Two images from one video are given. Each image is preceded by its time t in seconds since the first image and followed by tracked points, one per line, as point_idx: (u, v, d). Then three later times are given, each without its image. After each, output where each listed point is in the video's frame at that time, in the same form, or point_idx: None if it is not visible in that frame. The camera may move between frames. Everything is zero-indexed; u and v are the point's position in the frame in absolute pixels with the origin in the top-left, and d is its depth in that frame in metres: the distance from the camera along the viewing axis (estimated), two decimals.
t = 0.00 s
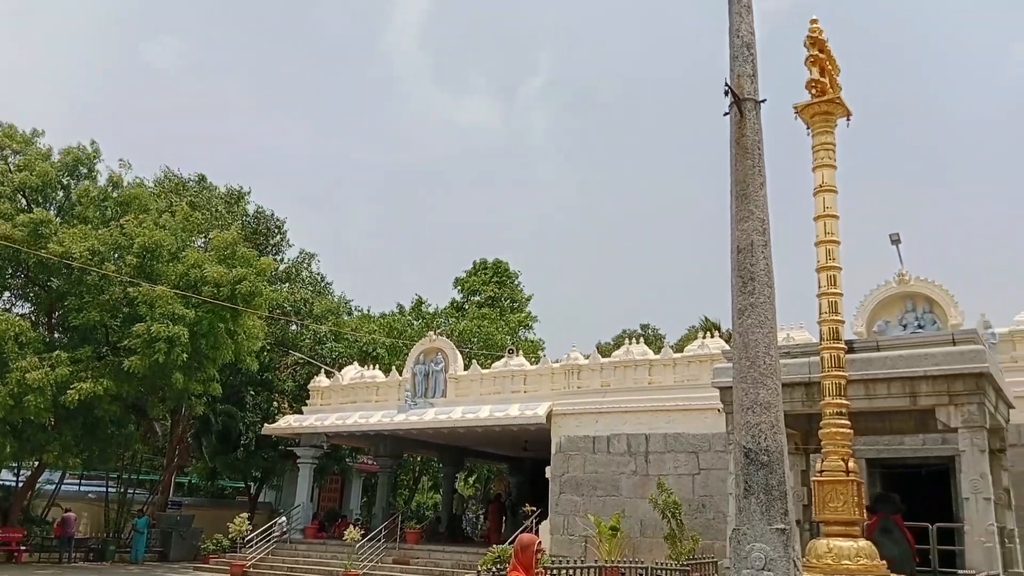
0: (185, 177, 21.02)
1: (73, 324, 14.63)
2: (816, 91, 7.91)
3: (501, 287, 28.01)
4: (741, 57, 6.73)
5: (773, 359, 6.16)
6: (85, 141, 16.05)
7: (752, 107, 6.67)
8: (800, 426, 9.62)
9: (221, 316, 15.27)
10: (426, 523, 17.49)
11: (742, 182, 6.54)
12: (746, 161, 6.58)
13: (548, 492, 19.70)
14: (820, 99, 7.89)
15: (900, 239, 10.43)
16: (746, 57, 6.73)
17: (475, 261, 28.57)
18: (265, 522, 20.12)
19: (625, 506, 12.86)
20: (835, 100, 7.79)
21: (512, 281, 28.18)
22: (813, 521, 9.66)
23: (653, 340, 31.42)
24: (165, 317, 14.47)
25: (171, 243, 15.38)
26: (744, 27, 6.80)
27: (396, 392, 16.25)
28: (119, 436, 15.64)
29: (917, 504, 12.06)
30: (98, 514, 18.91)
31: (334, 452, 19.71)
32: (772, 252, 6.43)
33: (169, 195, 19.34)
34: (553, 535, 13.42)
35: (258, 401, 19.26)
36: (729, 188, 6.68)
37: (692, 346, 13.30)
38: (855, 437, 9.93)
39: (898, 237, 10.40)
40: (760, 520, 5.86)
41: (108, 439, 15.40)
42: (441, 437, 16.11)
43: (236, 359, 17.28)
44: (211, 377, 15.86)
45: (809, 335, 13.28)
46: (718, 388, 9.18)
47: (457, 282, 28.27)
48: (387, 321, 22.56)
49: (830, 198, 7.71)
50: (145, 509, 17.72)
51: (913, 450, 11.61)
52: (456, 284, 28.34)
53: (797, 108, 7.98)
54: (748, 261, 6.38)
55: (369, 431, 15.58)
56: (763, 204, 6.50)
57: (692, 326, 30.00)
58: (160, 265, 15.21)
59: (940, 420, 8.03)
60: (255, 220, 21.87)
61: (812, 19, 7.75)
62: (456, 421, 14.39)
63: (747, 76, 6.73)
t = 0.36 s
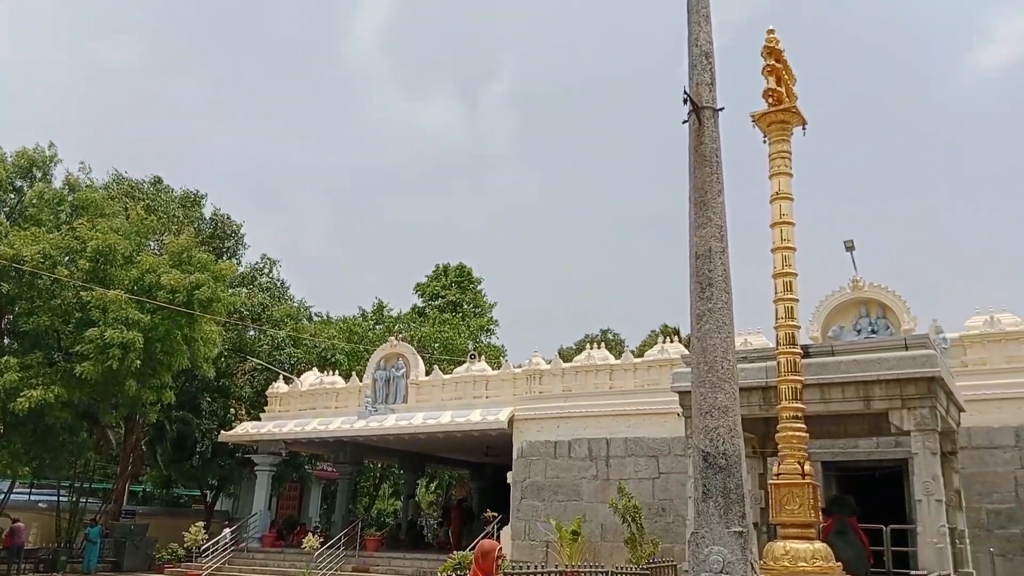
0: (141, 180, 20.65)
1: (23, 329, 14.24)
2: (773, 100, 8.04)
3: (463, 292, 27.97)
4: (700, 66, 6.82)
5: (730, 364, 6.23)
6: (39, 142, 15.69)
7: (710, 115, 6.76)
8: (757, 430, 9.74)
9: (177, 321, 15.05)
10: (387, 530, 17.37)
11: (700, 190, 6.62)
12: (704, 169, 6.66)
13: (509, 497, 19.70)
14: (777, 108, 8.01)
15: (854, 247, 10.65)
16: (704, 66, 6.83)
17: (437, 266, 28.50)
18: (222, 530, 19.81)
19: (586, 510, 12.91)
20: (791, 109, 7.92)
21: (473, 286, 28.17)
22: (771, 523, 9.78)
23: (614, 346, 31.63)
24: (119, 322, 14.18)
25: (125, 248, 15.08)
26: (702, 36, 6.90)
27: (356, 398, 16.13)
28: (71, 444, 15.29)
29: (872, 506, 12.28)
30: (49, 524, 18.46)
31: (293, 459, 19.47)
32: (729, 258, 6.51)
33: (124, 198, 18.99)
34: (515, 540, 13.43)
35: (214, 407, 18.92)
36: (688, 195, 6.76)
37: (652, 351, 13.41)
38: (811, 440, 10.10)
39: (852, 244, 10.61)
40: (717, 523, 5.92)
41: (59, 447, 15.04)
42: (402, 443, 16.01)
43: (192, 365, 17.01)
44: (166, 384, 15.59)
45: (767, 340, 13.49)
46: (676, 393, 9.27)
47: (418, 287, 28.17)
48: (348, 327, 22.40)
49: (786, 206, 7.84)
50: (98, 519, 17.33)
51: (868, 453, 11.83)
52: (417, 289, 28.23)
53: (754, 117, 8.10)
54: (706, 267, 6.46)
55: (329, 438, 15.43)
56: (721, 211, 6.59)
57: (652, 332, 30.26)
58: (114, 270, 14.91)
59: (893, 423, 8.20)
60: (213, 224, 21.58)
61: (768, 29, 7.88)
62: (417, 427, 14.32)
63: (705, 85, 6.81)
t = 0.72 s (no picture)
0: (87, 174, 20.10)
1: None
2: (726, 107, 8.15)
3: (417, 293, 27.84)
4: (655, 71, 6.90)
5: (681, 366, 6.29)
6: None
7: (665, 120, 6.84)
8: (706, 431, 9.89)
9: (123, 320, 14.68)
10: (337, 533, 17.18)
11: (654, 194, 6.69)
12: (658, 173, 6.73)
13: (461, 499, 19.68)
14: (729, 115, 8.14)
15: (803, 253, 10.87)
16: (659, 71, 6.90)
17: (390, 266, 28.32)
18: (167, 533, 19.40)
19: (538, 511, 12.95)
20: (744, 116, 8.05)
21: (427, 287, 28.06)
22: (719, 523, 9.98)
23: (568, 347, 31.82)
24: (62, 319, 13.81)
25: (70, 244, 14.68)
26: (658, 41, 6.98)
27: (307, 398, 15.95)
28: (9, 444, 14.84)
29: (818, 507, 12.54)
30: None
31: (242, 461, 19.15)
32: (682, 262, 6.58)
33: (69, 192, 18.48)
34: (467, 542, 13.42)
35: (162, 408, 18.60)
36: (642, 199, 6.82)
37: (606, 353, 13.51)
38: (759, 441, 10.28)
39: (801, 249, 10.82)
40: (667, 523, 5.96)
41: None
42: (354, 444, 15.86)
43: (138, 364, 16.63)
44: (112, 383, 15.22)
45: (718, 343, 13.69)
46: (628, 394, 9.36)
47: (371, 287, 27.95)
48: (299, 326, 22.16)
49: (737, 211, 7.96)
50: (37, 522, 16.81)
51: (813, 454, 12.06)
52: (371, 289, 28.01)
53: (707, 123, 8.21)
54: (659, 270, 6.52)
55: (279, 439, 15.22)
56: (674, 215, 6.66)
57: (605, 334, 30.51)
58: (57, 266, 14.50)
59: (838, 425, 8.38)
60: (162, 220, 21.14)
61: (722, 37, 8.00)
62: (369, 428, 14.21)
63: (660, 90, 6.89)
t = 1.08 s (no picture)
0: (33, 163, 19.54)
1: None
2: (682, 109, 8.24)
3: (372, 289, 27.64)
4: (613, 72, 6.94)
5: (636, 364, 6.34)
6: None
7: (622, 120, 6.89)
8: (659, 428, 10.00)
9: (69, 312, 14.32)
10: (289, 531, 17.01)
11: (611, 194, 6.73)
12: (615, 173, 6.78)
13: (415, 497, 19.63)
14: (685, 117, 8.24)
15: (755, 254, 11.05)
16: (617, 72, 6.95)
17: (345, 262, 28.08)
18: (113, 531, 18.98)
19: (492, 509, 12.97)
20: (699, 118, 8.15)
21: (383, 283, 27.88)
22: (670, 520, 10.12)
23: (524, 345, 31.94)
24: (5, 312, 13.42)
25: (15, 234, 14.27)
26: (616, 42, 7.03)
27: (259, 395, 15.74)
28: None
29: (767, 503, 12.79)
30: None
31: (191, 458, 18.83)
32: (638, 261, 6.64)
33: (15, 181, 17.95)
34: (420, 539, 13.39)
35: (108, 403, 18.18)
36: (599, 199, 6.86)
37: (562, 352, 13.57)
38: (710, 439, 10.43)
39: (754, 251, 11.00)
40: (620, 520, 5.99)
41: None
42: (306, 441, 15.70)
43: (85, 358, 16.24)
44: (57, 377, 14.84)
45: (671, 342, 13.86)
46: (583, 392, 9.44)
47: (326, 283, 27.67)
48: (252, 322, 21.85)
49: (692, 212, 8.07)
50: None
51: (764, 452, 12.20)
52: (325, 285, 27.73)
53: (664, 124, 8.30)
54: (615, 269, 6.56)
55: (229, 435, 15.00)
56: (631, 215, 6.71)
57: (562, 333, 30.65)
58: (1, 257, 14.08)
59: (787, 423, 8.54)
60: (111, 212, 20.66)
61: (680, 40, 8.09)
62: (323, 425, 14.08)
63: (618, 91, 6.94)
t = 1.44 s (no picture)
0: None
1: None
2: (638, 100, 8.29)
3: (325, 275, 27.32)
4: (571, 61, 6.94)
5: (589, 353, 6.37)
6: None
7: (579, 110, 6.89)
8: (610, 416, 10.09)
9: (10, 294, 13.87)
10: (237, 518, 16.82)
11: (567, 183, 6.75)
12: (571, 163, 6.79)
13: (366, 485, 19.55)
14: (642, 108, 8.28)
15: (707, 245, 11.21)
16: (575, 61, 6.95)
17: (297, 248, 27.70)
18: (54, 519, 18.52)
19: (444, 496, 12.97)
20: (655, 110, 8.20)
21: (336, 269, 27.57)
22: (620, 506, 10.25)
23: (479, 333, 31.94)
24: None
25: None
26: (574, 31, 7.03)
27: (207, 380, 15.47)
28: None
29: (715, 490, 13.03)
30: None
31: (137, 444, 18.46)
32: (592, 251, 6.66)
33: None
34: (371, 526, 13.35)
35: (51, 388, 17.55)
36: (555, 188, 6.87)
37: (516, 340, 13.59)
38: (661, 427, 10.58)
39: (706, 242, 11.16)
40: (570, 507, 5.99)
41: None
42: (256, 428, 15.50)
43: (26, 342, 15.77)
44: None
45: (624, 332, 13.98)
46: (537, 379, 9.49)
47: (277, 269, 27.28)
48: (201, 307, 21.46)
49: (646, 203, 8.13)
50: None
51: (712, 440, 12.49)
52: (276, 271, 27.33)
53: (620, 115, 8.33)
54: (570, 258, 6.58)
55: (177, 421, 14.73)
56: (586, 204, 6.73)
57: (517, 322, 30.72)
58: None
59: (735, 412, 8.70)
60: (55, 191, 20.06)
61: (637, 30, 8.12)
62: (273, 411, 13.92)
63: (576, 80, 6.94)
